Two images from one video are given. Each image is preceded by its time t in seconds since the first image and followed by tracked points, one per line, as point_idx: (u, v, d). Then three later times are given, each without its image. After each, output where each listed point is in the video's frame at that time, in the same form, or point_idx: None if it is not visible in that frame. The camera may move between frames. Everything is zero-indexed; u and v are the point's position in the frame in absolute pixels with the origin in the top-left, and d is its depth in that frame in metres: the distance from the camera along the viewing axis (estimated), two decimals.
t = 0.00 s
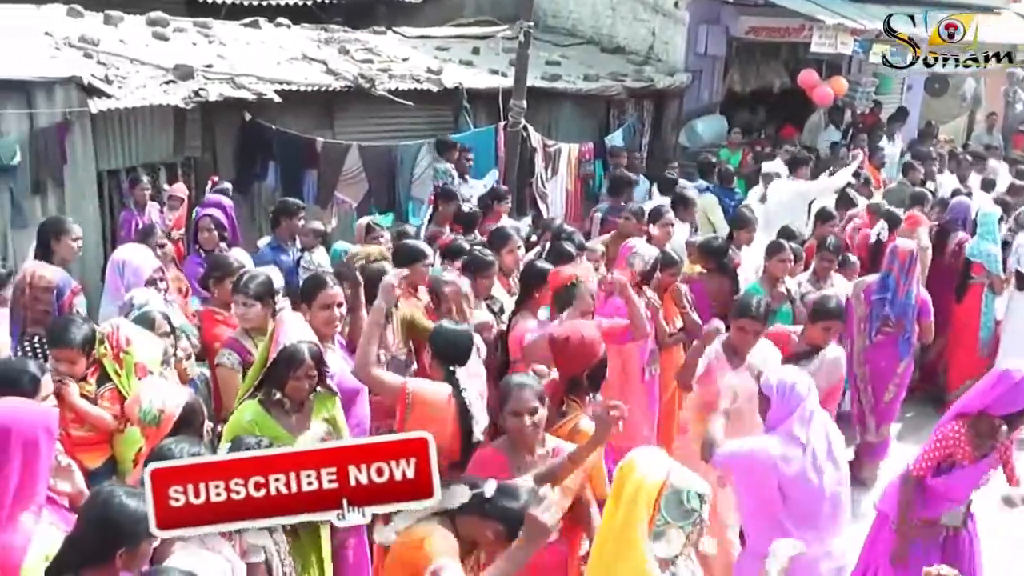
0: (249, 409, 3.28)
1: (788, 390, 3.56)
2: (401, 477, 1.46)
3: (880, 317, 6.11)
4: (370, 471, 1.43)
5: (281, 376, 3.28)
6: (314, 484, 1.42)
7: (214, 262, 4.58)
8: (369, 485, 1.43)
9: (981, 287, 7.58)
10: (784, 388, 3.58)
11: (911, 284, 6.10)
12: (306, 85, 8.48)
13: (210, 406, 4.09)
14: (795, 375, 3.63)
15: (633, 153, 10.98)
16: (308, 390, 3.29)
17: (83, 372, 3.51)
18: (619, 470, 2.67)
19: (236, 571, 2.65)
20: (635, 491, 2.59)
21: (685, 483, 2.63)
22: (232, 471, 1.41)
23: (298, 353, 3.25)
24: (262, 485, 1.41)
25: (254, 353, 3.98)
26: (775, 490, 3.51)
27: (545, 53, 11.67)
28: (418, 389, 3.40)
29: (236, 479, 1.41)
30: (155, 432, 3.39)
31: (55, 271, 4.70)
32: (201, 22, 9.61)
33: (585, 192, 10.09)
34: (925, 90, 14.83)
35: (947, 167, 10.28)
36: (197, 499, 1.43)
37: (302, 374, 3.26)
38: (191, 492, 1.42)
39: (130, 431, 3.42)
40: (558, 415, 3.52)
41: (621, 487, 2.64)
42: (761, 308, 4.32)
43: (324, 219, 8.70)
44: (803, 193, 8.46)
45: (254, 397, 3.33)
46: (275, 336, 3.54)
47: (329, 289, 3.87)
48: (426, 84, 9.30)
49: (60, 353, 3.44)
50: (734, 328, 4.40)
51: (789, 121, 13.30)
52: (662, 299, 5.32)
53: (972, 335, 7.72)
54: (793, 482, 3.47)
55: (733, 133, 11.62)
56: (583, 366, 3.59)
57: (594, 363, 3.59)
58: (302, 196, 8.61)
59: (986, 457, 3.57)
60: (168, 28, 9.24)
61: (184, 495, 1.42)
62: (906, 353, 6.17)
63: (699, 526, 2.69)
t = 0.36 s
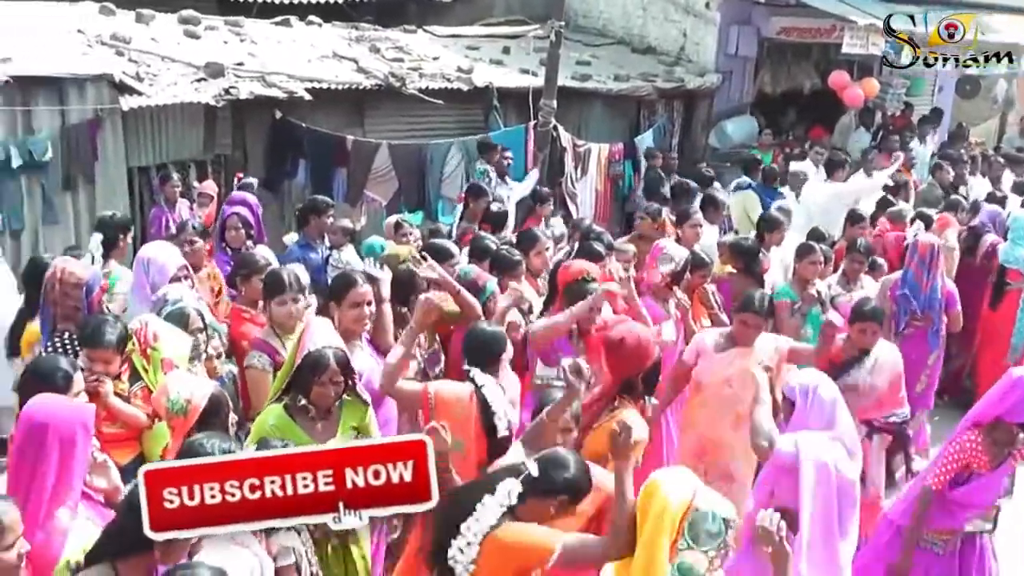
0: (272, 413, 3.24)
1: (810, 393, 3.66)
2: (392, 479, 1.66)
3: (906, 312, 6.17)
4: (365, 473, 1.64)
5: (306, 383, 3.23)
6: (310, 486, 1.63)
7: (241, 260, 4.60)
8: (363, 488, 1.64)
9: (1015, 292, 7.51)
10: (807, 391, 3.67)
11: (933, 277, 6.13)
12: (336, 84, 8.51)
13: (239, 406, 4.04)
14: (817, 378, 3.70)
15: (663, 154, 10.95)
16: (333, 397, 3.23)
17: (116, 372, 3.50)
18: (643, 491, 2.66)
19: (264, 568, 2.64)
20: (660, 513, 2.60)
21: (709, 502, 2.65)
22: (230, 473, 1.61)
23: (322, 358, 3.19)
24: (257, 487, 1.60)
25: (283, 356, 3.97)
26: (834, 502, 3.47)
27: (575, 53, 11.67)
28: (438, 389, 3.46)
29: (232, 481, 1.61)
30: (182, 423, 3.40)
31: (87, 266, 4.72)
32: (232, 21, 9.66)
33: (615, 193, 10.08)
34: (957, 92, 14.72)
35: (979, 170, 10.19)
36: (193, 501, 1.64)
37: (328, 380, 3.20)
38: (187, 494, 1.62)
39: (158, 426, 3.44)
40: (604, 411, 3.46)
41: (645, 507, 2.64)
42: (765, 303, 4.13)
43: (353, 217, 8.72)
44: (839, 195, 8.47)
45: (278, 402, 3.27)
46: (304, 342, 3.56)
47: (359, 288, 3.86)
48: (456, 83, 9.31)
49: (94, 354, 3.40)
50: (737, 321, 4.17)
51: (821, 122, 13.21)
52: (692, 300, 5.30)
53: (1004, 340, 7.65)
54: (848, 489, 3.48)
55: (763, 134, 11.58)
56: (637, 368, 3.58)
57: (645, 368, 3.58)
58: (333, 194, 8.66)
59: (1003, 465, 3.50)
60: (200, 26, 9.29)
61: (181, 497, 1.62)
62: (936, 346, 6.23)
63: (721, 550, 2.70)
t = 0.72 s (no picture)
0: (306, 413, 3.16)
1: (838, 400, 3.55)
2: (393, 482, 1.40)
3: (932, 311, 6.19)
4: (364, 473, 1.38)
5: (345, 389, 3.15)
6: (308, 488, 1.37)
7: (264, 258, 4.59)
8: (361, 491, 1.38)
9: None
10: (833, 398, 3.56)
11: (958, 276, 6.05)
12: (363, 82, 8.53)
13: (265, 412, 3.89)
14: (843, 382, 3.60)
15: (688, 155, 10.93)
16: (373, 404, 3.17)
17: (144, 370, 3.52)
18: (672, 487, 2.69)
19: (290, 564, 2.65)
20: (683, 508, 2.61)
21: (733, 507, 2.67)
22: (223, 474, 1.36)
23: (363, 365, 3.13)
24: (253, 488, 1.36)
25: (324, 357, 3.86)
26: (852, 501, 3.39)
27: (602, 54, 11.66)
28: (464, 380, 3.49)
29: (227, 483, 1.35)
30: (206, 417, 3.40)
31: (111, 263, 4.77)
32: (260, 19, 9.69)
33: (639, 194, 10.08)
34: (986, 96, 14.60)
35: (1006, 175, 10.10)
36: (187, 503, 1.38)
37: (367, 389, 3.14)
38: (179, 496, 1.37)
39: (182, 424, 3.43)
40: (631, 419, 3.48)
41: (671, 503, 2.66)
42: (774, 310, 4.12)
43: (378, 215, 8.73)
44: (870, 196, 8.42)
45: (313, 403, 3.21)
46: (343, 351, 3.54)
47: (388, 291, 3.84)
48: (483, 83, 9.32)
49: (123, 354, 3.42)
50: (745, 328, 4.16)
51: (848, 124, 13.16)
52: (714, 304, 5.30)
53: None
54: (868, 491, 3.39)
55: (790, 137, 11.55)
56: (662, 377, 3.52)
57: (671, 376, 3.51)
58: (358, 192, 8.65)
59: None
60: (227, 24, 9.32)
61: (174, 498, 1.38)
62: (964, 347, 6.26)
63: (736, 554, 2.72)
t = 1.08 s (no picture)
0: (352, 414, 3.09)
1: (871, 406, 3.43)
2: (388, 484, 1.35)
3: (970, 311, 6.11)
4: (360, 478, 1.33)
5: (390, 393, 3.05)
6: (302, 490, 1.31)
7: (291, 257, 4.59)
8: (360, 493, 1.34)
9: None
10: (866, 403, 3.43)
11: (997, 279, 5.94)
12: (391, 81, 8.56)
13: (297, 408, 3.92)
14: (880, 388, 3.43)
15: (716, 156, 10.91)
16: (419, 410, 3.06)
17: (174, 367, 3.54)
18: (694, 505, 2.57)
19: (318, 562, 2.66)
20: (703, 525, 2.49)
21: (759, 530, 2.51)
22: (217, 475, 1.31)
23: (409, 371, 3.04)
24: (248, 491, 1.30)
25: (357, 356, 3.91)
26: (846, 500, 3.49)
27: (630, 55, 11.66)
28: (498, 378, 3.44)
29: (221, 484, 1.30)
30: (234, 413, 3.45)
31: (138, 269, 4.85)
32: (288, 18, 9.72)
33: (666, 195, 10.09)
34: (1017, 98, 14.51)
35: None
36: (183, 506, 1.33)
37: (413, 395, 3.04)
38: (171, 501, 1.32)
39: (212, 421, 3.46)
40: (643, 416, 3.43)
41: (692, 523, 2.54)
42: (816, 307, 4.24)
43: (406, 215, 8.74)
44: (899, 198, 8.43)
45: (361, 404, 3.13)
46: (389, 355, 3.46)
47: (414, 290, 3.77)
48: (511, 83, 9.33)
49: (154, 352, 3.41)
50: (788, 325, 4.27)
51: (876, 126, 13.12)
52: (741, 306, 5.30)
53: None
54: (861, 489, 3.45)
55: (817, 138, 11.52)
56: (675, 366, 3.48)
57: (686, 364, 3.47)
58: (385, 191, 8.68)
59: None
60: (256, 24, 9.35)
61: (167, 503, 1.32)
62: (998, 349, 6.26)
63: None
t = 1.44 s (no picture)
0: (394, 415, 3.07)
1: (895, 417, 3.33)
2: (386, 488, 1.33)
3: (1008, 312, 6.13)
4: (355, 480, 1.32)
5: (433, 399, 3.03)
6: (298, 493, 1.31)
7: (318, 256, 4.59)
8: (355, 495, 1.32)
9: None
10: (890, 412, 3.33)
11: None
12: (417, 81, 8.57)
13: (314, 407, 3.78)
14: (906, 401, 3.34)
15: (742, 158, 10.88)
16: (461, 416, 3.05)
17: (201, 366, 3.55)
18: (711, 516, 2.43)
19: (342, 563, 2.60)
20: (722, 545, 2.35)
21: (781, 544, 2.38)
22: (213, 477, 1.30)
23: (453, 377, 3.00)
24: (243, 493, 1.29)
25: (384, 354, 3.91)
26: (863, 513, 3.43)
27: (656, 56, 11.64)
28: (515, 380, 3.42)
29: (217, 486, 1.29)
30: (263, 412, 3.42)
31: (162, 275, 4.92)
32: (314, 18, 9.75)
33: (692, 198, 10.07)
34: None
35: None
36: (178, 507, 1.31)
37: (455, 401, 3.02)
38: (173, 500, 1.30)
39: (240, 420, 3.46)
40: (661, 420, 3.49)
41: (710, 536, 2.40)
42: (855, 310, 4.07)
43: (432, 215, 8.74)
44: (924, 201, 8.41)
45: (403, 404, 3.11)
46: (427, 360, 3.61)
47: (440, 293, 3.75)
48: (537, 84, 9.33)
49: (180, 346, 3.45)
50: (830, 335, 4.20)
51: (903, 129, 13.06)
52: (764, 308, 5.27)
53: None
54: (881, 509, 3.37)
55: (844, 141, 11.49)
56: (690, 372, 3.57)
57: (704, 370, 3.56)
58: (411, 190, 8.64)
59: None
60: (282, 23, 9.37)
61: (165, 504, 1.30)
62: None
63: None
